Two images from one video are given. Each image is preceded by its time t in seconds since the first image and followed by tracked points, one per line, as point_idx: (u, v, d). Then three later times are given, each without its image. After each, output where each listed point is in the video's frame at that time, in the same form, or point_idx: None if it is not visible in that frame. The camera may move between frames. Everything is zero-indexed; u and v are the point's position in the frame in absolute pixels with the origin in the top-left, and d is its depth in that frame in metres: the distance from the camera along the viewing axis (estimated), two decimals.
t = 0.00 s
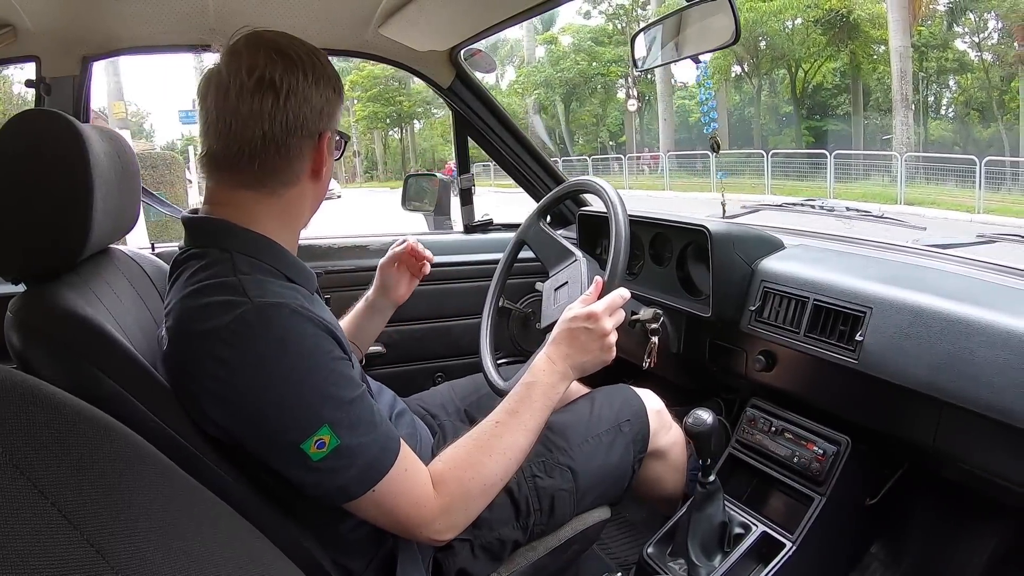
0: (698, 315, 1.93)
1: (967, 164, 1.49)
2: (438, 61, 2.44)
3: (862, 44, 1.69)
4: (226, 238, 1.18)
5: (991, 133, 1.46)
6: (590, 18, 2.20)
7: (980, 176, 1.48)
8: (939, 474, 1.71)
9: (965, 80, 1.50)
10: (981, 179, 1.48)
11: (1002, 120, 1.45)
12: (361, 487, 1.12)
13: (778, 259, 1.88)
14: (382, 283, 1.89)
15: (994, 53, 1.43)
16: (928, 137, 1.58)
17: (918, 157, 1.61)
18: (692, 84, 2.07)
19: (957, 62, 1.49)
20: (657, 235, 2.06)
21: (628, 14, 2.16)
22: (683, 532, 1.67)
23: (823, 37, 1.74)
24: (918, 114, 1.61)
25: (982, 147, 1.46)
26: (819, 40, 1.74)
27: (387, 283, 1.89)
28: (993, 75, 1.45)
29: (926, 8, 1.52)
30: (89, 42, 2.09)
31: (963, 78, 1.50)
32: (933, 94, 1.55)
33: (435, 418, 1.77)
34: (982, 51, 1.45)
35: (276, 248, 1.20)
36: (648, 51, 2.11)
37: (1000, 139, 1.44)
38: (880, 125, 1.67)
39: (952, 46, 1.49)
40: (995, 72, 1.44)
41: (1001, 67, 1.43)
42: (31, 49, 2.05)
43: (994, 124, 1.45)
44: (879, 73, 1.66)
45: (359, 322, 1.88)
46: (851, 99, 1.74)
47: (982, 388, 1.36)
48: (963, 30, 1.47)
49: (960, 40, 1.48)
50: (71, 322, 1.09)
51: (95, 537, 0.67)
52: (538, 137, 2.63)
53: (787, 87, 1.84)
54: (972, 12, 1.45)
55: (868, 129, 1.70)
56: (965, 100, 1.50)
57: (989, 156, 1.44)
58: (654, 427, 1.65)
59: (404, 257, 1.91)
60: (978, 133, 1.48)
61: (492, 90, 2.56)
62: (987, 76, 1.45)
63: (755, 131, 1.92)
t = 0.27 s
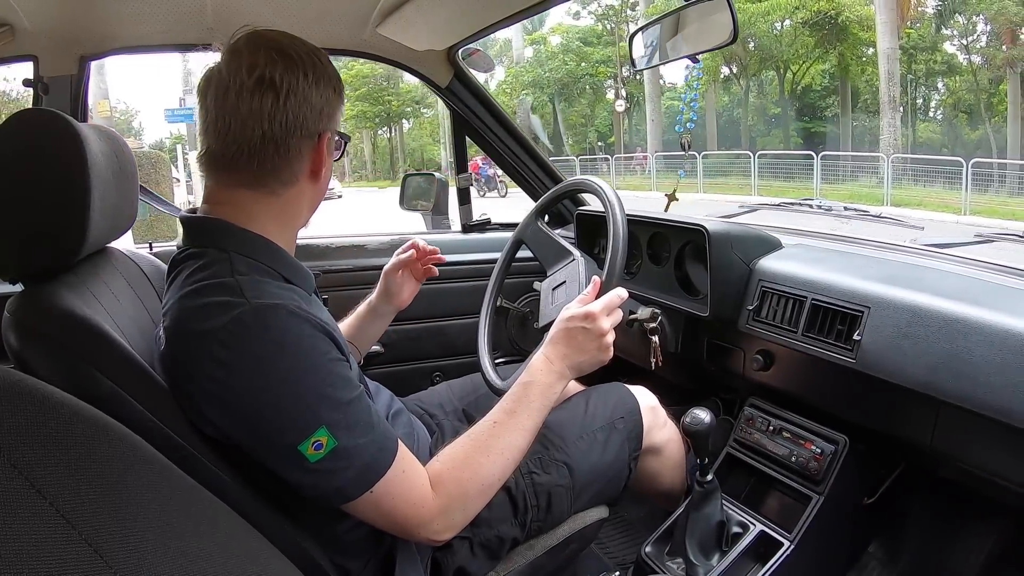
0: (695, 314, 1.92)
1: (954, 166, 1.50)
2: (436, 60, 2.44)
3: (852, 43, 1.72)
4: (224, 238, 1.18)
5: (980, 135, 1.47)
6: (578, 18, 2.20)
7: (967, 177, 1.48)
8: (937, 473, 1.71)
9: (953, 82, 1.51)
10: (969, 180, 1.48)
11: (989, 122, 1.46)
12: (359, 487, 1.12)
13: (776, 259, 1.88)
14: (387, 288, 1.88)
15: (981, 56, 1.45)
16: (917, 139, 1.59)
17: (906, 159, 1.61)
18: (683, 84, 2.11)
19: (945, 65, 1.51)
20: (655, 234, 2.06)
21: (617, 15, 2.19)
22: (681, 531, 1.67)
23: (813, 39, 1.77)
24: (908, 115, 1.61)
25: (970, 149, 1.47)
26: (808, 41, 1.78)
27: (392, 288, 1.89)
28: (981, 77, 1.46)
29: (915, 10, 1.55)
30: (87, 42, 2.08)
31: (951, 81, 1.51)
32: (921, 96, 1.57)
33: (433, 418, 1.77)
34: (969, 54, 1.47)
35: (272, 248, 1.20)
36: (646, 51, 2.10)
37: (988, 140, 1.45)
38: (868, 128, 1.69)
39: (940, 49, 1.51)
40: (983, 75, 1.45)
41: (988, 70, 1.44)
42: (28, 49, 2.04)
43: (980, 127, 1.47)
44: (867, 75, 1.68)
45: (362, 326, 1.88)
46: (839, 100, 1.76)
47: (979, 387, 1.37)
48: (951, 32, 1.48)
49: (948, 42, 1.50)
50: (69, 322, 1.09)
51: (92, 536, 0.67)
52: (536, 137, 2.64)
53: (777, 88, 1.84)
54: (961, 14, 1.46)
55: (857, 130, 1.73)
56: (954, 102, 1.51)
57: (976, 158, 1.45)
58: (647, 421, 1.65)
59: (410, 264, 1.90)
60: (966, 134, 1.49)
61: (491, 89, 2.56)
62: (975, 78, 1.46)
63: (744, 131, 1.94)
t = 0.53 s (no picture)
0: (693, 314, 1.92)
1: (942, 168, 1.52)
2: (434, 59, 2.43)
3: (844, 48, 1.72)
4: (219, 237, 1.19)
5: (968, 137, 1.47)
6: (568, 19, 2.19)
7: (954, 179, 1.51)
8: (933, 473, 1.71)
9: (942, 84, 1.51)
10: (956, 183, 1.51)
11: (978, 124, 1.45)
12: (358, 486, 1.12)
13: (773, 258, 1.88)
14: (382, 274, 1.88)
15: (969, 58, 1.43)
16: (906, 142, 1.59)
17: (895, 160, 1.63)
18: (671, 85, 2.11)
19: (934, 68, 1.51)
20: (653, 234, 2.06)
21: (608, 15, 2.18)
22: (678, 530, 1.67)
23: (801, 42, 1.76)
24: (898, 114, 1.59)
25: (958, 151, 1.48)
26: (796, 44, 1.77)
27: (387, 273, 1.88)
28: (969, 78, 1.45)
29: (903, 12, 1.54)
30: (85, 39, 2.07)
31: (940, 83, 1.51)
32: (910, 98, 1.56)
33: (431, 417, 1.77)
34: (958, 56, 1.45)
35: (270, 247, 1.20)
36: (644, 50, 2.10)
37: (977, 143, 1.45)
38: (857, 129, 1.68)
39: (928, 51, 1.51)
40: (972, 76, 1.44)
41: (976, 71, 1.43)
42: (25, 46, 2.03)
43: (969, 130, 1.46)
44: (856, 77, 1.67)
45: (365, 312, 1.89)
46: (829, 103, 1.74)
47: (977, 386, 1.37)
48: (940, 35, 1.48)
49: (937, 44, 1.49)
50: (66, 321, 1.09)
51: (90, 536, 0.67)
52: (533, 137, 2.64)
53: (765, 89, 1.86)
54: (950, 17, 1.45)
55: (847, 131, 1.72)
56: (943, 104, 1.50)
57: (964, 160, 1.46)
58: (645, 419, 1.66)
59: (402, 246, 1.89)
60: (955, 137, 1.49)
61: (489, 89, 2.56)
62: (964, 80, 1.45)
63: (732, 132, 1.97)
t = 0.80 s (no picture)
0: (691, 313, 1.92)
1: (930, 169, 1.57)
2: (433, 59, 2.44)
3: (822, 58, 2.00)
4: (212, 236, 1.18)
5: (956, 139, 1.52)
6: (560, 20, 2.24)
7: (942, 180, 1.55)
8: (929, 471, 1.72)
9: (931, 87, 1.59)
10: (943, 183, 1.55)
11: (966, 126, 1.51)
12: (355, 485, 1.12)
13: (771, 258, 1.88)
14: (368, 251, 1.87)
15: (959, 61, 1.51)
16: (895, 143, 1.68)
17: (883, 161, 1.72)
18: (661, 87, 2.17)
19: (923, 70, 1.62)
20: (651, 233, 2.06)
21: (598, 17, 2.27)
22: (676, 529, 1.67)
23: (788, 47, 2.05)
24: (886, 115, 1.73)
25: (947, 152, 1.53)
26: (785, 46, 2.06)
27: (373, 250, 1.87)
28: (957, 82, 1.53)
29: (892, 16, 1.74)
30: (83, 38, 2.07)
31: (929, 85, 1.59)
32: (901, 99, 1.68)
33: (428, 416, 1.77)
34: (946, 57, 1.55)
35: (265, 247, 1.20)
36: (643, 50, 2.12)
37: (965, 144, 1.50)
38: (847, 130, 1.82)
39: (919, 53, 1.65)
40: (960, 79, 1.51)
41: (963, 74, 1.51)
42: (23, 45, 2.03)
43: (955, 132, 1.52)
44: (845, 79, 1.90)
45: (359, 291, 1.90)
46: (817, 104, 1.92)
47: (974, 386, 1.37)
48: (929, 38, 1.60)
49: (925, 48, 1.62)
50: (62, 319, 1.08)
51: (88, 535, 0.67)
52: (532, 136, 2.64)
53: (755, 91, 2.06)
54: (938, 19, 1.57)
55: (836, 132, 1.85)
56: (932, 107, 1.59)
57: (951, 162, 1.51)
58: (644, 420, 1.66)
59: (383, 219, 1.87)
60: (943, 139, 1.55)
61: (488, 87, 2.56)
62: (952, 82, 1.53)
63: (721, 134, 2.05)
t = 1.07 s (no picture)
0: (688, 314, 1.91)
1: (919, 172, 1.64)
2: (432, 59, 2.43)
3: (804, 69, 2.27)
4: (209, 238, 1.18)
5: (945, 143, 1.60)
6: (550, 22, 2.26)
7: (931, 182, 1.62)
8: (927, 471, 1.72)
9: (920, 90, 1.72)
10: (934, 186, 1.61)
11: (954, 128, 1.60)
12: (353, 488, 1.12)
13: (768, 258, 1.89)
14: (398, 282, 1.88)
15: (949, 64, 1.69)
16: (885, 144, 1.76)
17: (872, 163, 1.79)
18: (650, 90, 2.21)
19: (912, 74, 1.76)
20: (649, 234, 2.06)
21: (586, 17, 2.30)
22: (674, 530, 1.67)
23: (776, 50, 2.36)
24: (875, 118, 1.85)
25: (936, 155, 1.61)
26: (773, 48, 2.35)
27: (404, 284, 1.88)
28: (947, 84, 1.67)
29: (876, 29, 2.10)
30: (80, 39, 2.06)
31: (918, 89, 1.72)
32: (890, 102, 1.80)
33: (426, 416, 1.77)
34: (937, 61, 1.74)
35: (262, 248, 1.20)
36: (638, 50, 2.12)
37: (954, 147, 1.59)
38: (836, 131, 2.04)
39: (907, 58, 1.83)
40: (951, 83, 1.65)
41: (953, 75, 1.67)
42: (20, 45, 2.02)
43: (944, 136, 1.61)
44: (833, 81, 2.18)
45: (373, 311, 1.90)
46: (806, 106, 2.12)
47: (971, 386, 1.38)
48: (918, 42, 1.84)
49: (914, 52, 1.83)
50: (61, 322, 1.08)
51: (86, 537, 0.67)
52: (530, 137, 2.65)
53: (743, 93, 2.18)
54: (930, 23, 1.83)
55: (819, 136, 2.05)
56: (921, 109, 1.70)
57: (941, 163, 1.58)
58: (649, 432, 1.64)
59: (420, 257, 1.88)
60: (932, 141, 1.63)
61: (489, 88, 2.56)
62: (942, 85, 1.67)
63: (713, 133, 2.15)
